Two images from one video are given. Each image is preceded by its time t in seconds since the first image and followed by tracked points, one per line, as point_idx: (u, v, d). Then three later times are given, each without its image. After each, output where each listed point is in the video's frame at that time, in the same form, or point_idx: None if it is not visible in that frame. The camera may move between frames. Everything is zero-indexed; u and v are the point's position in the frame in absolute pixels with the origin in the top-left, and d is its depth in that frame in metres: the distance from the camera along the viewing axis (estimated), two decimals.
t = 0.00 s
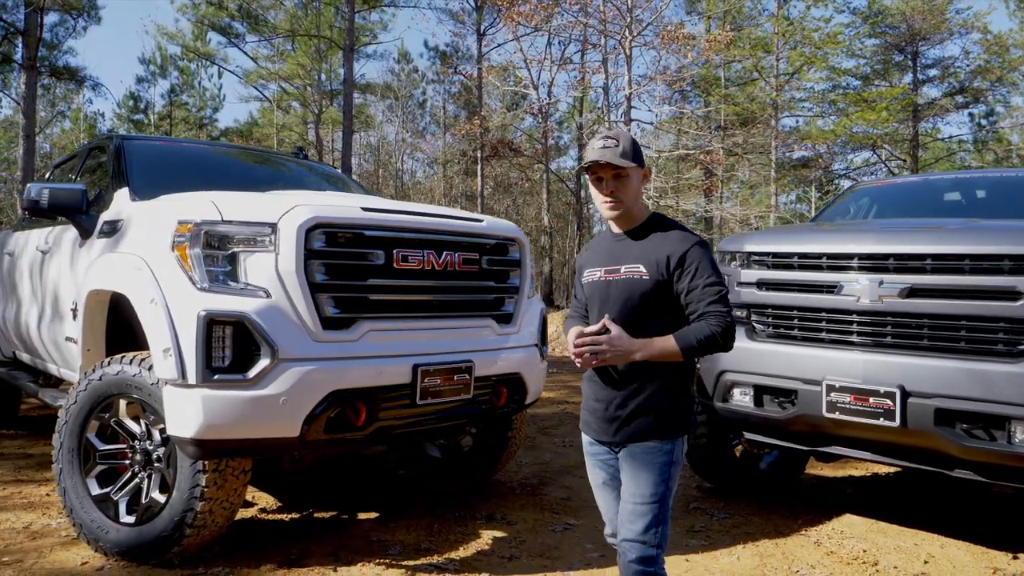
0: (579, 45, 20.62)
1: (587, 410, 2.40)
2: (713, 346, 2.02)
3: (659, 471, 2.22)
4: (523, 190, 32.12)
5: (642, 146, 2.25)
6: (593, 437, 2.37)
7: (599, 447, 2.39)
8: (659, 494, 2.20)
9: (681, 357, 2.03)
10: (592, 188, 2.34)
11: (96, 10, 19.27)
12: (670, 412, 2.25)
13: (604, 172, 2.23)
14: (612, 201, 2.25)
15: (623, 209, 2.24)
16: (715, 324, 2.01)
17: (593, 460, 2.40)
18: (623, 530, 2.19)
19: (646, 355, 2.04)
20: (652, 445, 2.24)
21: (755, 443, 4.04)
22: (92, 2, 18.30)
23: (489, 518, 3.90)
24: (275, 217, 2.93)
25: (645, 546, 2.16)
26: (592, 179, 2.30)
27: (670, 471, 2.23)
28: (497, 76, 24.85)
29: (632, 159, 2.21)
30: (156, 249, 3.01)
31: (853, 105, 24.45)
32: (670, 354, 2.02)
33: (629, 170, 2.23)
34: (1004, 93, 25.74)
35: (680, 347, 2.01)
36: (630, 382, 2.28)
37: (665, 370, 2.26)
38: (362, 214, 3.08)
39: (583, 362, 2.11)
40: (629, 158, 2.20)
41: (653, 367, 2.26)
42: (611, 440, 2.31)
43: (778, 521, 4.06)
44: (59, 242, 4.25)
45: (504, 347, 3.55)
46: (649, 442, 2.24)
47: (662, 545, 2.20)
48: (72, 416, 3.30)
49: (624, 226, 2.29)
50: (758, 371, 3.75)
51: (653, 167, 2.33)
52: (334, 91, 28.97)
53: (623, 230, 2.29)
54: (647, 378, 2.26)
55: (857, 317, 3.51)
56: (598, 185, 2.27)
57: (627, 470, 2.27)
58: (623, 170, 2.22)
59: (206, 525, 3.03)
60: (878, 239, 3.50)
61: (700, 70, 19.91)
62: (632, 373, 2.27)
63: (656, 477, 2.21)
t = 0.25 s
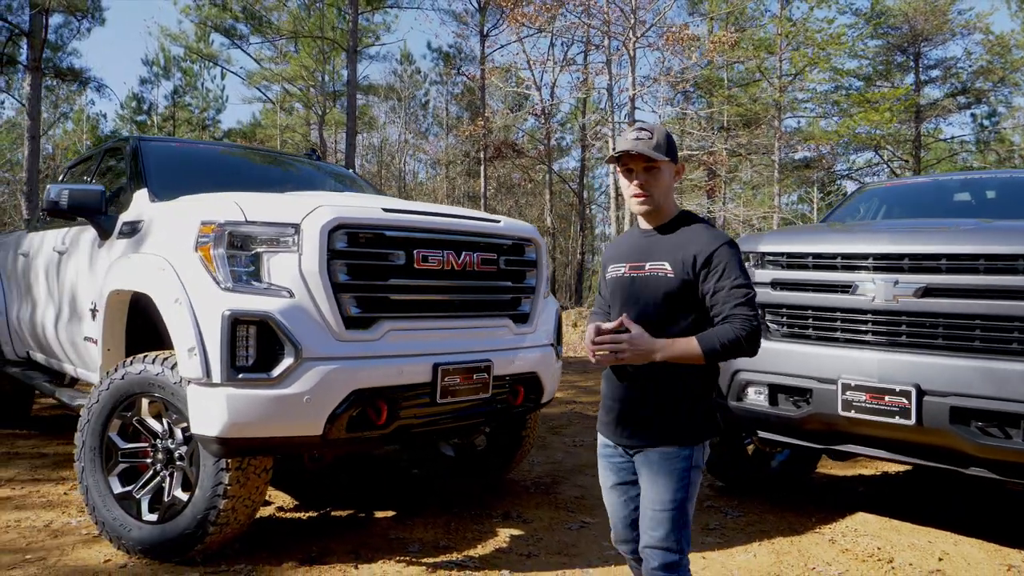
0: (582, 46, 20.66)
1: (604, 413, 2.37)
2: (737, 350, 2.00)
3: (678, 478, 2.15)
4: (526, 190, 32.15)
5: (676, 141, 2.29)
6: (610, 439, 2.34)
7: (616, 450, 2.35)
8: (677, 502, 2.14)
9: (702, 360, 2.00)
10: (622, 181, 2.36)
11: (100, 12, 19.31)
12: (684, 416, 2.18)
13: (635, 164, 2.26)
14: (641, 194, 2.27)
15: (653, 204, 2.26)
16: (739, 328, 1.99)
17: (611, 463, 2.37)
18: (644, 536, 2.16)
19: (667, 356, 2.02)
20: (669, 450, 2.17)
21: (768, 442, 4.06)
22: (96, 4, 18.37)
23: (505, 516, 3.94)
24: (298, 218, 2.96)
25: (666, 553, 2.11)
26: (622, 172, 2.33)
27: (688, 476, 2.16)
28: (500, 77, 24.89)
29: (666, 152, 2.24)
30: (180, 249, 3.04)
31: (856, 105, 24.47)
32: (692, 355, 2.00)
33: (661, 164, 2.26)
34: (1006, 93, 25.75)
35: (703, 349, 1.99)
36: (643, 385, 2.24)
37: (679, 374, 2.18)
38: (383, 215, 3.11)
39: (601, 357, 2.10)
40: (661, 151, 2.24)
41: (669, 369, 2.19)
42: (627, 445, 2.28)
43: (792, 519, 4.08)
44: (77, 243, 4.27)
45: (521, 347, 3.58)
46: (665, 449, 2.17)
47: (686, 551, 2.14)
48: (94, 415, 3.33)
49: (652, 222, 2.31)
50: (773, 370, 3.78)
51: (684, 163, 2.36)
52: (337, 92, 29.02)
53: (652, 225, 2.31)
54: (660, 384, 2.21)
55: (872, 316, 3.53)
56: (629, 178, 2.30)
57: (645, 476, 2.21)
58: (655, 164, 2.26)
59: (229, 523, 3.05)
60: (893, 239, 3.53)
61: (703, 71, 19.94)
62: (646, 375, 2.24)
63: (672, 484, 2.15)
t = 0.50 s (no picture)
0: (585, 47, 20.69)
1: (627, 412, 2.39)
2: (768, 351, 2.04)
3: (706, 483, 2.17)
4: (529, 191, 32.19)
5: (705, 133, 2.34)
6: (631, 437, 2.36)
7: (635, 450, 2.37)
8: (705, 505, 2.16)
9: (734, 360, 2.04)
10: (652, 175, 2.42)
11: (104, 14, 19.35)
12: (711, 420, 2.20)
13: (665, 156, 2.32)
14: (671, 186, 2.32)
15: (681, 196, 2.31)
16: (771, 329, 2.04)
17: (624, 462, 2.39)
18: (676, 536, 2.18)
19: (698, 356, 2.03)
20: (698, 453, 2.19)
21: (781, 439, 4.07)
22: (101, 6, 18.42)
23: (521, 514, 3.98)
24: (319, 218, 2.98)
25: (695, 555, 2.15)
26: (653, 166, 2.39)
27: (717, 479, 2.18)
28: (503, 79, 24.94)
29: (695, 145, 2.29)
30: (201, 249, 3.07)
31: (859, 106, 24.50)
32: (722, 356, 2.03)
33: (690, 157, 2.31)
34: (1008, 93, 25.75)
35: (734, 348, 2.02)
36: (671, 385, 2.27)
37: (706, 375, 2.21)
38: (403, 214, 3.14)
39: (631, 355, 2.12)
40: (692, 143, 2.29)
41: (694, 370, 2.22)
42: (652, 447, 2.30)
43: (804, 516, 4.11)
44: (93, 243, 4.30)
45: (537, 346, 3.61)
46: (694, 452, 2.19)
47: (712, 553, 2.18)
48: (115, 414, 3.36)
49: (682, 218, 2.35)
50: (786, 368, 3.80)
51: (715, 158, 2.41)
52: (340, 93, 29.06)
53: (682, 222, 2.36)
54: (687, 387, 2.24)
55: (886, 315, 3.54)
56: (659, 171, 2.36)
57: (672, 478, 2.23)
58: (684, 156, 2.31)
59: (250, 520, 3.08)
60: (907, 239, 3.54)
61: (706, 72, 19.97)
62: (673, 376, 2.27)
63: (702, 487, 2.17)
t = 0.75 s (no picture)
0: (586, 48, 20.72)
1: (649, 411, 2.41)
2: (796, 354, 2.07)
3: (732, 485, 2.19)
4: (530, 192, 32.22)
5: (725, 135, 2.37)
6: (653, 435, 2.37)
7: (654, 449, 2.39)
8: (730, 507, 2.19)
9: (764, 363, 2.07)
10: (674, 180, 2.46)
11: (107, 14, 19.39)
12: (738, 422, 2.21)
13: (685, 159, 2.36)
14: (693, 189, 2.35)
15: (705, 199, 2.34)
16: (801, 332, 2.07)
17: (642, 459, 2.41)
18: (699, 536, 2.21)
19: (727, 360, 2.05)
20: (723, 457, 2.21)
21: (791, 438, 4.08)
22: (103, 6, 18.43)
23: (533, 513, 4.01)
24: (338, 218, 3.01)
25: (719, 554, 2.17)
26: (674, 171, 2.42)
27: (742, 480, 2.21)
28: (504, 79, 24.98)
29: (716, 147, 2.32)
30: (220, 250, 3.09)
31: (860, 106, 24.52)
32: (751, 359, 2.06)
33: (712, 159, 2.34)
34: (1008, 94, 25.78)
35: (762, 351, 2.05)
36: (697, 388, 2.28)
37: (731, 378, 2.22)
38: (419, 216, 3.16)
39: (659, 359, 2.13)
40: (712, 145, 2.32)
41: (720, 372, 2.24)
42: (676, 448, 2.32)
43: (815, 515, 4.12)
44: (106, 243, 4.30)
45: (551, 345, 3.63)
46: (722, 454, 2.21)
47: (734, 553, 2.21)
48: (133, 414, 3.37)
49: (705, 220, 2.38)
50: (798, 367, 3.80)
51: (737, 158, 2.43)
52: (342, 94, 29.11)
53: (705, 224, 2.38)
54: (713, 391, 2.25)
55: (897, 314, 3.54)
56: (679, 175, 2.39)
57: (697, 479, 2.25)
58: (706, 158, 2.34)
59: (268, 519, 3.10)
60: (918, 239, 3.54)
61: (708, 73, 20.00)
62: (698, 380, 2.28)
63: (728, 488, 2.19)
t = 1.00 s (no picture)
0: (586, 48, 20.74)
1: (669, 409, 2.42)
2: (818, 353, 2.09)
3: (753, 485, 2.21)
4: (530, 192, 32.22)
5: (741, 135, 2.37)
6: (670, 432, 2.40)
7: (672, 449, 2.41)
8: (751, 507, 2.21)
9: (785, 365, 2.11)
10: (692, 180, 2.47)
11: (107, 14, 19.37)
12: (757, 424, 2.24)
13: (701, 161, 2.37)
14: (711, 191, 2.36)
15: (724, 201, 2.34)
16: (824, 332, 2.09)
17: (659, 457, 2.42)
18: (718, 537, 2.23)
19: (748, 361, 2.09)
20: (746, 458, 2.23)
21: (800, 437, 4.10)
22: (104, 6, 18.39)
23: (544, 511, 4.04)
24: (353, 219, 3.02)
25: (738, 553, 2.20)
26: (692, 172, 2.44)
27: (762, 481, 2.23)
28: (504, 79, 24.99)
29: (733, 148, 2.33)
30: (235, 251, 3.10)
31: (860, 106, 24.55)
32: (773, 360, 2.09)
33: (729, 160, 2.34)
34: (1007, 94, 25.82)
35: (783, 353, 2.08)
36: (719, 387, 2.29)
37: (753, 378, 2.24)
38: (434, 216, 3.18)
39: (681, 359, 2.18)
40: (728, 147, 2.33)
41: (741, 373, 2.25)
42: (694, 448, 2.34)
43: (823, 512, 4.15)
44: (117, 243, 4.31)
45: (563, 344, 3.66)
46: (743, 454, 2.23)
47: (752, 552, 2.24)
48: (147, 413, 3.38)
49: (724, 221, 2.39)
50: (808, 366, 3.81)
51: (755, 157, 2.43)
52: (342, 94, 29.11)
53: (724, 225, 2.39)
54: (734, 392, 2.27)
55: (907, 314, 3.55)
56: (696, 177, 2.41)
57: (717, 480, 2.27)
58: (722, 159, 2.34)
59: (284, 518, 3.12)
60: (927, 240, 3.56)
61: (708, 73, 20.02)
62: (719, 380, 2.30)
63: (749, 488, 2.22)
